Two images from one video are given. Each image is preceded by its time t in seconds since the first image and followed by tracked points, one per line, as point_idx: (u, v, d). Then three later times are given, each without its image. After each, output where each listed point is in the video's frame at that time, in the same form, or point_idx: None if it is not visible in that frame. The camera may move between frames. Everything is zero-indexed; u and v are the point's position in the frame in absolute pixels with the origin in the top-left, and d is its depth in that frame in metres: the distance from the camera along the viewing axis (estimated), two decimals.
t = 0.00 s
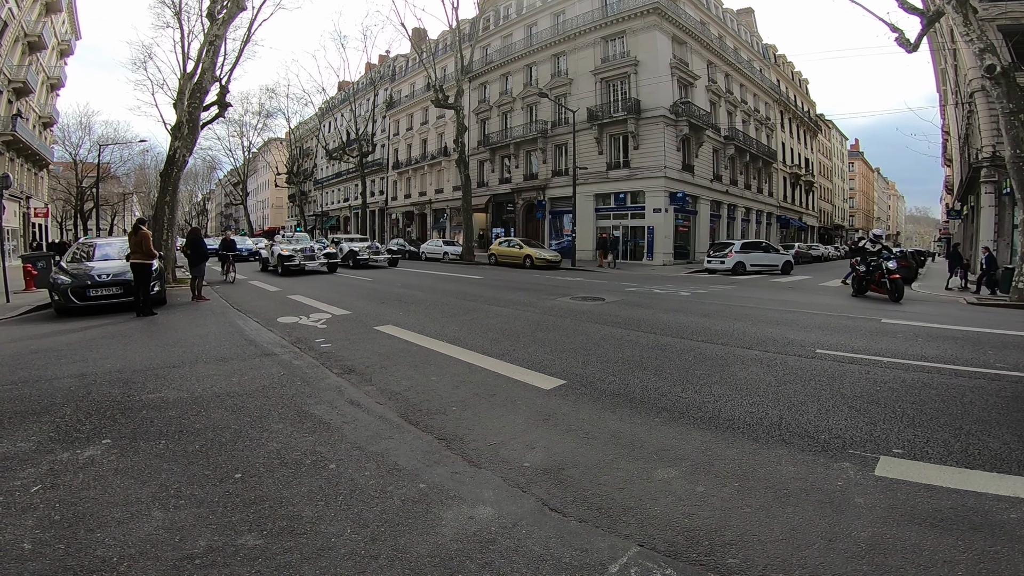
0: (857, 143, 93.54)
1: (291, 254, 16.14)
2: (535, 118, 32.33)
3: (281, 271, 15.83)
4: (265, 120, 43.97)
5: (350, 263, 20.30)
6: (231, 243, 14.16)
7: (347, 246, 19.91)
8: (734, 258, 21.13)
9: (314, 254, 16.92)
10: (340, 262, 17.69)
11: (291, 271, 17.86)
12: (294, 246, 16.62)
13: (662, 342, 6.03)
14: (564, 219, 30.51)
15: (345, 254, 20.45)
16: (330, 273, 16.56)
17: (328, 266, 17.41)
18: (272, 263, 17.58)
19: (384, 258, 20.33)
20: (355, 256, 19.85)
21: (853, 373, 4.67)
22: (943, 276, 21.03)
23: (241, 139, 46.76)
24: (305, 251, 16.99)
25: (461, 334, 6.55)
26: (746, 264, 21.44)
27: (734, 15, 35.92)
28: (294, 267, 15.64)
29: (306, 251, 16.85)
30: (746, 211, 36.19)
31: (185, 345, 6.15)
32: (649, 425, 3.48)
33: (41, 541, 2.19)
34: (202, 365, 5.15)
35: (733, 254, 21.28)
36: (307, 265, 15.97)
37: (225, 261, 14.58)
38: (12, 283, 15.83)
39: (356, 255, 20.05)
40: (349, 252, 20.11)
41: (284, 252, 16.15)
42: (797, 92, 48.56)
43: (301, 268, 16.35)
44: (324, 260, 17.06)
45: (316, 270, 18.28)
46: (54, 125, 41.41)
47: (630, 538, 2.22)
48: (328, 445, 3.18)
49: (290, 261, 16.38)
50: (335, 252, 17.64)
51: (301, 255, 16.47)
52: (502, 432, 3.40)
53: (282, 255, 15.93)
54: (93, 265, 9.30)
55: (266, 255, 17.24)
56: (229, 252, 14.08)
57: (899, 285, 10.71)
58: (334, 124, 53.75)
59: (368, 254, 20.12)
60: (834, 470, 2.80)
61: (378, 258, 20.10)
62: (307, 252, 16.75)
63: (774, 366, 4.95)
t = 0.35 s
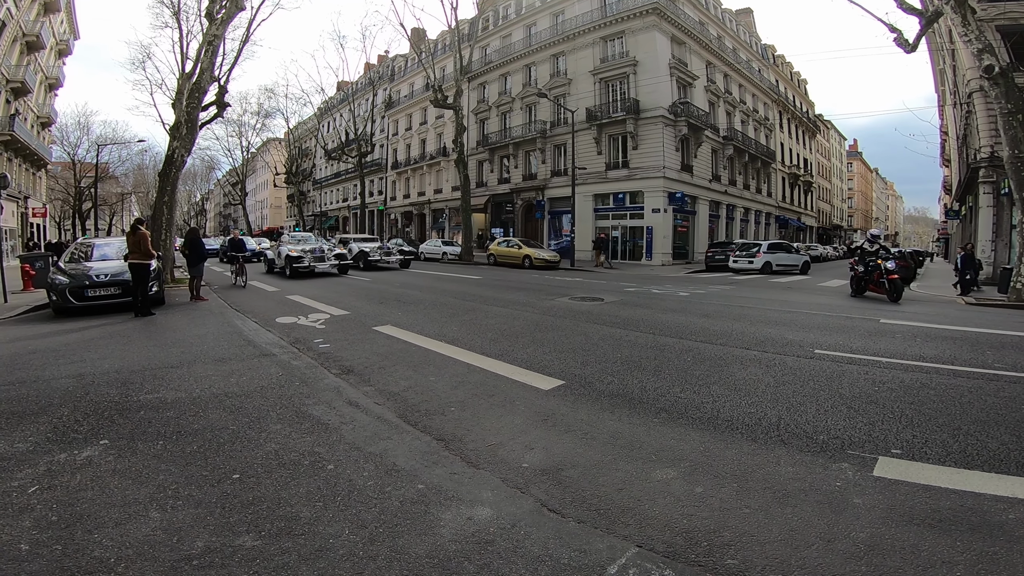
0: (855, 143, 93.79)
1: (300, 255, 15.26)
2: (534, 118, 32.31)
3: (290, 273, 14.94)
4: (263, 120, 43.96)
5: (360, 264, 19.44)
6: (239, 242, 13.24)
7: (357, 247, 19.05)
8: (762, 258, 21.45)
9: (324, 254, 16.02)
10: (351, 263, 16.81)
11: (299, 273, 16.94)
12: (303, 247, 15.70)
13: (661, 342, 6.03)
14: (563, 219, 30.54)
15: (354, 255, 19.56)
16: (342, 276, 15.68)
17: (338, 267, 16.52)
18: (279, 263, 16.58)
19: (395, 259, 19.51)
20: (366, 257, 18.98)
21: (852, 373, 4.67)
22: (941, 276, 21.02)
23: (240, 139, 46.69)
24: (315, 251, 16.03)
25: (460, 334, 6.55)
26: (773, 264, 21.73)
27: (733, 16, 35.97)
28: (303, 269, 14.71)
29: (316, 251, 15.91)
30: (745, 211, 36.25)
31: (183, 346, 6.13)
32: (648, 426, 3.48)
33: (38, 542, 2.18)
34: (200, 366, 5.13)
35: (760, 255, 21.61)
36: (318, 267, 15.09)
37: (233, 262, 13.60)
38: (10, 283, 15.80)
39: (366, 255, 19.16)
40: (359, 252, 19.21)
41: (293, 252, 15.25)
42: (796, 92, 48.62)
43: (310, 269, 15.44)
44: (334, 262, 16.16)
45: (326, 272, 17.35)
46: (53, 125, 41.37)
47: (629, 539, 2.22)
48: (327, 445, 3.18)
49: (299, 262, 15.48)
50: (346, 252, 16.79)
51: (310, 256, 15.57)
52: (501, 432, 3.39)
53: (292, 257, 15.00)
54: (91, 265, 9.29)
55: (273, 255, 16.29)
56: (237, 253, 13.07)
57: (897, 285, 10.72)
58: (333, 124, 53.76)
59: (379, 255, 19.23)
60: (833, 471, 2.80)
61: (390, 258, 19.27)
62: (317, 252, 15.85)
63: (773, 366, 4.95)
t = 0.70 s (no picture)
0: (850, 145, 94.34)
1: (307, 257, 14.08)
2: (531, 118, 32.33)
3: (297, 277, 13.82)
4: (259, 121, 43.82)
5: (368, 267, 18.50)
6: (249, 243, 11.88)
7: (367, 248, 18.08)
8: (783, 259, 21.92)
9: (333, 256, 14.89)
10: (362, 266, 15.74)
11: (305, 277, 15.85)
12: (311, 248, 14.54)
13: (657, 343, 6.04)
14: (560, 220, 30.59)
15: (363, 257, 18.59)
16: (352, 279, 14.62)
17: (348, 271, 15.43)
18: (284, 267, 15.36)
19: (405, 262, 18.59)
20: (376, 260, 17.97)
21: (847, 374, 4.70)
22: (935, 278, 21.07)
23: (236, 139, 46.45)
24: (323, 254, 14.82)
25: (456, 335, 6.53)
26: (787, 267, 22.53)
27: (729, 18, 36.12)
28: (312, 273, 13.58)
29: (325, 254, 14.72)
30: (741, 212, 36.39)
31: (177, 347, 6.10)
32: (644, 427, 3.48)
33: (30, 545, 2.15)
34: (194, 367, 5.09)
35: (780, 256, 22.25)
36: (327, 270, 13.96)
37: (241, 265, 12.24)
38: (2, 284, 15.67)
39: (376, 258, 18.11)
40: (368, 254, 18.24)
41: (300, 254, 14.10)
42: (791, 94, 48.85)
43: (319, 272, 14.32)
44: (344, 264, 15.02)
45: (335, 275, 16.25)
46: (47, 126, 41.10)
47: (626, 540, 2.21)
48: (322, 447, 3.16)
49: (307, 265, 14.37)
50: (355, 254, 15.79)
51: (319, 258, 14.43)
52: (497, 434, 3.39)
53: (298, 259, 13.85)
54: (84, 267, 9.22)
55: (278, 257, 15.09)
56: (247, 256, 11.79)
57: (891, 286, 10.78)
58: (329, 125, 53.62)
59: (389, 258, 18.27)
60: (829, 472, 2.80)
61: (400, 262, 18.37)
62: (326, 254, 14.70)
63: (769, 367, 4.96)
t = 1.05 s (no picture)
0: (844, 145, 94.85)
1: (316, 258, 13.12)
2: (527, 118, 32.32)
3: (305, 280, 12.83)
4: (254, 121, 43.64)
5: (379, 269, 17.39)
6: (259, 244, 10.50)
7: (378, 249, 16.97)
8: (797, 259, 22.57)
9: (343, 257, 13.92)
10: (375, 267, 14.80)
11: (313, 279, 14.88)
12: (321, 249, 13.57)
13: (653, 343, 6.04)
14: (556, 220, 30.67)
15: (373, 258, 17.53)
16: (365, 282, 13.70)
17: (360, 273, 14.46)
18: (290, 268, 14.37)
19: (419, 264, 17.61)
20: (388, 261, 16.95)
21: (841, 373, 4.72)
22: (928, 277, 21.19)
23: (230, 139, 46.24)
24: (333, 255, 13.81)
25: (453, 335, 6.52)
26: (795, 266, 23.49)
27: (724, 18, 36.23)
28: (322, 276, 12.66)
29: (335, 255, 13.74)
30: (736, 213, 36.54)
31: (171, 347, 6.06)
32: (640, 426, 3.49)
33: (23, 547, 2.13)
34: (190, 368, 5.07)
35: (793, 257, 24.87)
36: (338, 272, 13.00)
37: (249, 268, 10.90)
38: None
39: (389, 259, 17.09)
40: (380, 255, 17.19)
41: (309, 255, 13.16)
42: (786, 94, 49.04)
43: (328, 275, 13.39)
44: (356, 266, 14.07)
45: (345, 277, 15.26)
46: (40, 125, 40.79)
47: (621, 539, 2.21)
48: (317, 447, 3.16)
49: (316, 267, 13.42)
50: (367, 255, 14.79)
51: (329, 259, 13.47)
52: (493, 434, 3.38)
53: (307, 260, 12.88)
54: (77, 267, 9.15)
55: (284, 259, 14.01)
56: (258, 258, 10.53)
57: (886, 285, 10.85)
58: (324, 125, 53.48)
59: (401, 259, 17.29)
60: (824, 471, 2.81)
61: (413, 263, 17.39)
62: (336, 255, 13.72)
63: (764, 367, 4.98)
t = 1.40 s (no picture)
0: (839, 145, 95.22)
1: (329, 259, 12.20)
2: (523, 118, 32.31)
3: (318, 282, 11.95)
4: (250, 120, 43.52)
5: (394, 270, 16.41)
6: (275, 242, 9.43)
7: (392, 248, 16.13)
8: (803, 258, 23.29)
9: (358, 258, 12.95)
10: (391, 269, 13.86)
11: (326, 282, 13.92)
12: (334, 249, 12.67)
13: (649, 342, 6.04)
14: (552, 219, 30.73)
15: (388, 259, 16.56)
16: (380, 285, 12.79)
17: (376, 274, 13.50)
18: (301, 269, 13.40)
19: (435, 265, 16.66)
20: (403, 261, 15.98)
21: (837, 372, 4.74)
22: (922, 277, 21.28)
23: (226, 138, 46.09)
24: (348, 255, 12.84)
25: (449, 335, 6.51)
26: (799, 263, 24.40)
27: (721, 18, 36.31)
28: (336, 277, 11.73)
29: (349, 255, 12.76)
30: (732, 212, 36.63)
31: (166, 347, 6.04)
32: (637, 425, 3.49)
33: (18, 547, 2.12)
34: (185, 368, 5.05)
35: (804, 255, 26.77)
36: (353, 274, 12.06)
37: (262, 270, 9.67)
38: None
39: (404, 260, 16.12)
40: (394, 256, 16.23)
41: (322, 256, 12.25)
42: (782, 94, 49.19)
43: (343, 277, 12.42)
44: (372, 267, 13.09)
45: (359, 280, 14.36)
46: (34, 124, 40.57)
47: (619, 539, 2.21)
48: (314, 447, 3.15)
49: (329, 268, 12.46)
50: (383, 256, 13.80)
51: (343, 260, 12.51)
52: (490, 433, 3.38)
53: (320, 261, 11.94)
54: (73, 267, 9.10)
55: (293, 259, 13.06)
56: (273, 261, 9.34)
57: (881, 284, 10.90)
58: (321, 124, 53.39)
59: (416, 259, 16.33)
60: (820, 470, 2.82)
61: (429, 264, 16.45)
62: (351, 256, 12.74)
63: (760, 366, 4.99)
